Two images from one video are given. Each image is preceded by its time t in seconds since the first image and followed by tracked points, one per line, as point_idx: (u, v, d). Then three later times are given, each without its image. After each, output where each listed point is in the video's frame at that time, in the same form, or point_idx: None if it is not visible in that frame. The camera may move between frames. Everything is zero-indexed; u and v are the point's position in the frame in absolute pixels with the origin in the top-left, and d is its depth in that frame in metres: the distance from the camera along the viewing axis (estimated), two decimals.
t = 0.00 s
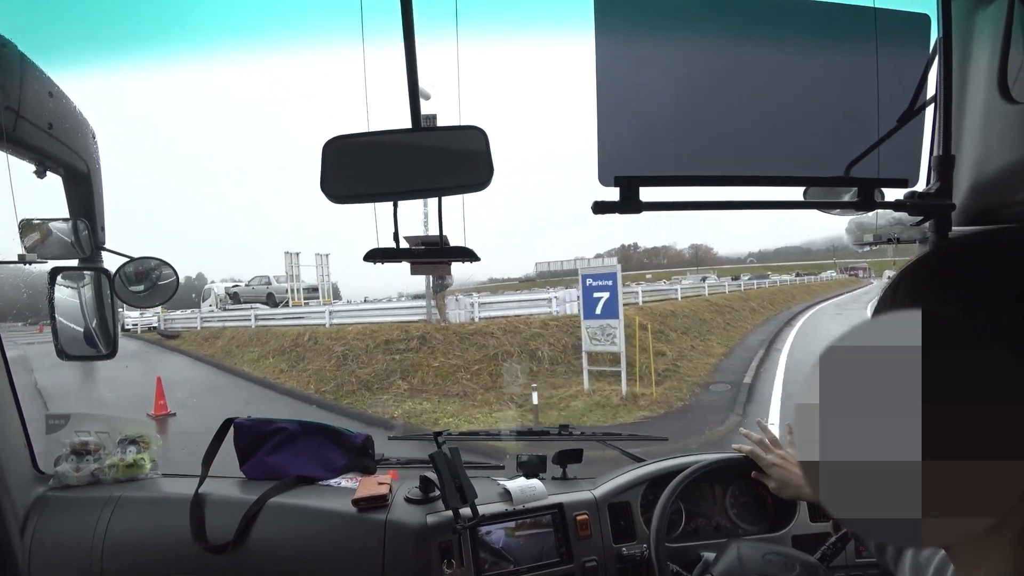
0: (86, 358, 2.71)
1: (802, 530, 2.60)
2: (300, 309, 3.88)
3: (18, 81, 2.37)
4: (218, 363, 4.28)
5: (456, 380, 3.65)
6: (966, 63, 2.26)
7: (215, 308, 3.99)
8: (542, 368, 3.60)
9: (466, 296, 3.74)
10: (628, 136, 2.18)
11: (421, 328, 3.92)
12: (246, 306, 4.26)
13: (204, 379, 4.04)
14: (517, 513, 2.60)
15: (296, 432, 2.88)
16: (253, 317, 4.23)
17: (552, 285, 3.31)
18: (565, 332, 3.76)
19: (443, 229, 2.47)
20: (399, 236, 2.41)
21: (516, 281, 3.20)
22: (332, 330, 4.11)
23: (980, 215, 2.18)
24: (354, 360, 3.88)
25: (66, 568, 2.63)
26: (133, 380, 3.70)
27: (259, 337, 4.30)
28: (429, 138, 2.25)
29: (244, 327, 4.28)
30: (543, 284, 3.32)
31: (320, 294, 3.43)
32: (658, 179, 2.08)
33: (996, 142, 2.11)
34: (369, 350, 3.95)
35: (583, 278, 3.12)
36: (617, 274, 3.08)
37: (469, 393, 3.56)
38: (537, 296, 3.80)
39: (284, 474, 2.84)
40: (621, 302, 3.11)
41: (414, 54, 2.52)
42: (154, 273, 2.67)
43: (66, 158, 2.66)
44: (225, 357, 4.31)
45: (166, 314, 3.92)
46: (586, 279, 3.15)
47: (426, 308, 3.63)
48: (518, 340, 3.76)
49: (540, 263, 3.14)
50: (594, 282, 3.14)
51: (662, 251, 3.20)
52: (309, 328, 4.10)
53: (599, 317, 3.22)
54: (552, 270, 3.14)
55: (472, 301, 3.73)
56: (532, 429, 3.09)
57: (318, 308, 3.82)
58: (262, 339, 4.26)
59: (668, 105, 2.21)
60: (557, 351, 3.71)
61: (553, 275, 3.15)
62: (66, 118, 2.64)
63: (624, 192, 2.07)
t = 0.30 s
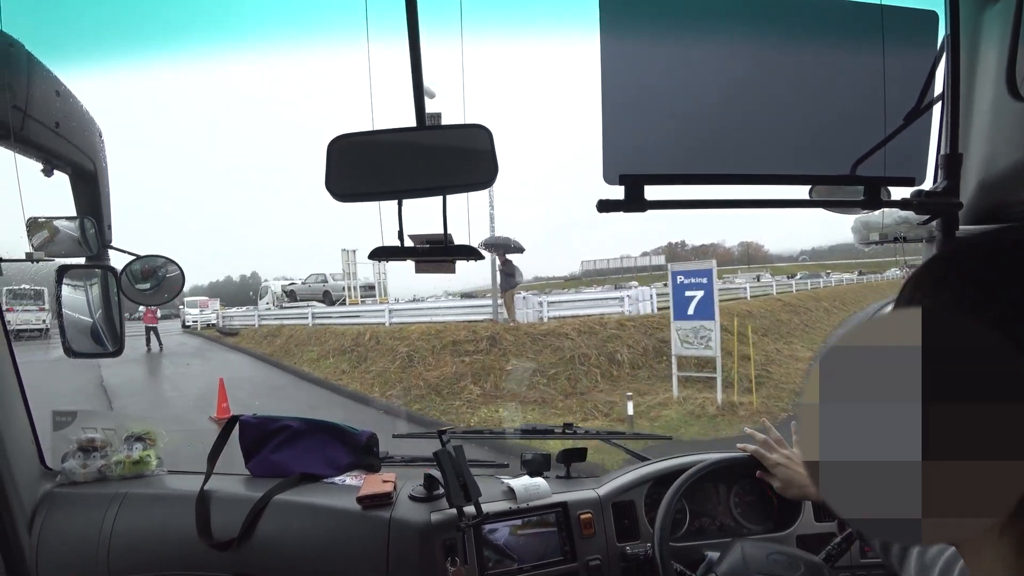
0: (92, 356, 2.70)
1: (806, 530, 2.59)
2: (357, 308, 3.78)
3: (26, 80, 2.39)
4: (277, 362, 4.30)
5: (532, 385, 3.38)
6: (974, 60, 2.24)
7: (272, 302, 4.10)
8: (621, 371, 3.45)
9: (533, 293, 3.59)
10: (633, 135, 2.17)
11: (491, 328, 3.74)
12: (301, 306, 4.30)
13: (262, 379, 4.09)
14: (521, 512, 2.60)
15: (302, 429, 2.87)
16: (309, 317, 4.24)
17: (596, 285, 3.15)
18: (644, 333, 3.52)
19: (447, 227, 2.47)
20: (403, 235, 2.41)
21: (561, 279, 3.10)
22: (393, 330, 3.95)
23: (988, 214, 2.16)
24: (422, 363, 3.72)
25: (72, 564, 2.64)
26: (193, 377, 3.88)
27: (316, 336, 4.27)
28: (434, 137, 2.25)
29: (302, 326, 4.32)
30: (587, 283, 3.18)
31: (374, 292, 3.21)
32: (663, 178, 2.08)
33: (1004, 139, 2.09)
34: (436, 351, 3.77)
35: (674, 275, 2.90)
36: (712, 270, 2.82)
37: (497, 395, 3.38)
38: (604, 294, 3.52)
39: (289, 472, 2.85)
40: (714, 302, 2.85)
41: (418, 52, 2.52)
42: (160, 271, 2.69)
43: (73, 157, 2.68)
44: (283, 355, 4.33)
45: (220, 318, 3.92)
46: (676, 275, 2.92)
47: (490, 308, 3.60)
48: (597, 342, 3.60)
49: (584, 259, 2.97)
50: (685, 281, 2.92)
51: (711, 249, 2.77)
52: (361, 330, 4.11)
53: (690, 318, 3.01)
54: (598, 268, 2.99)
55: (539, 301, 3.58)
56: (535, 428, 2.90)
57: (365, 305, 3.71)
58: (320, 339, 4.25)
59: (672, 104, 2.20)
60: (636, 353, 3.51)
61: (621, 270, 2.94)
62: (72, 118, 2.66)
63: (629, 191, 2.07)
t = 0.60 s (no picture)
0: (101, 356, 2.74)
1: (814, 530, 2.57)
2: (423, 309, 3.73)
3: (35, 84, 2.42)
4: (337, 362, 4.05)
5: (619, 392, 3.51)
6: (982, 57, 2.22)
7: (327, 302, 4.05)
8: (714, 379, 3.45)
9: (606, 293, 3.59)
10: (638, 135, 2.17)
11: (567, 330, 3.76)
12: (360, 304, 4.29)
13: (323, 379, 3.84)
14: (526, 513, 2.60)
15: (309, 430, 2.88)
16: (367, 316, 4.20)
17: (646, 284, 3.07)
18: (733, 335, 3.57)
19: (453, 227, 2.47)
20: (410, 236, 2.42)
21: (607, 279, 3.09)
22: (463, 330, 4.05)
23: (998, 212, 2.14)
24: (505, 370, 3.62)
25: (80, 564, 2.65)
26: (247, 382, 3.69)
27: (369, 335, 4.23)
28: (440, 138, 2.26)
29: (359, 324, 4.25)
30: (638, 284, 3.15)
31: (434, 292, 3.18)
32: (669, 177, 2.07)
33: (1013, 137, 2.07)
34: (507, 354, 3.76)
35: (783, 269, 2.90)
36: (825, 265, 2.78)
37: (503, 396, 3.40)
38: (683, 294, 3.61)
39: (295, 472, 2.86)
40: (827, 300, 2.81)
41: (423, 53, 2.52)
42: (168, 272, 2.70)
43: (82, 159, 2.70)
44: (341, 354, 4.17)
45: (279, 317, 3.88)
46: (786, 271, 2.93)
47: (562, 307, 3.58)
48: (683, 343, 3.55)
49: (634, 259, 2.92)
50: (794, 278, 2.90)
51: (762, 247, 2.81)
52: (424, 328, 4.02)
53: (798, 318, 2.95)
54: (644, 267, 2.91)
55: (614, 298, 3.60)
56: (542, 428, 2.96)
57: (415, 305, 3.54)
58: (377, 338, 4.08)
59: (676, 103, 2.19)
60: (728, 357, 3.52)
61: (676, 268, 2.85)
62: (81, 120, 2.69)
63: (635, 191, 2.06)
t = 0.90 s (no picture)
0: (109, 357, 2.75)
1: (822, 532, 2.55)
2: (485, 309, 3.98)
3: (45, 87, 2.45)
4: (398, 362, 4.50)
5: (719, 402, 3.22)
6: (992, 55, 2.20)
7: (379, 299, 4.07)
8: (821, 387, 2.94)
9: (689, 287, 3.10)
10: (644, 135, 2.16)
11: (654, 332, 3.45)
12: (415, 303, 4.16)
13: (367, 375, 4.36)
14: (533, 513, 2.60)
15: (316, 430, 2.89)
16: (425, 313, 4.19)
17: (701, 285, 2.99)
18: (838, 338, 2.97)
19: (460, 228, 2.48)
20: (417, 237, 2.42)
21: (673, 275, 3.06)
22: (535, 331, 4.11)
23: (1008, 212, 2.12)
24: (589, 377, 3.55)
25: (90, 563, 2.67)
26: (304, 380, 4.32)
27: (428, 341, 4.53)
28: (445, 139, 2.27)
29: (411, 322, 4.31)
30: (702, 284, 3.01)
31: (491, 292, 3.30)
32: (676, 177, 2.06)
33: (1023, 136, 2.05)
34: (590, 359, 3.64)
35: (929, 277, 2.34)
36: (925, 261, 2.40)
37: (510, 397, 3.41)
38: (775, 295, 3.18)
39: (303, 472, 2.88)
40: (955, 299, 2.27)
41: (430, 54, 2.53)
42: (176, 272, 2.71)
43: (91, 161, 2.73)
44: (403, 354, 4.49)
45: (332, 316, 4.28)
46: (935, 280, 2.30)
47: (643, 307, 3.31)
48: (784, 347, 3.19)
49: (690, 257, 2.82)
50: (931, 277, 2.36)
51: (819, 243, 2.74)
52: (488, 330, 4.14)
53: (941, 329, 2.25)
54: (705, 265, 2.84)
55: (698, 298, 3.14)
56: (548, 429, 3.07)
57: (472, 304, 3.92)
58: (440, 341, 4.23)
59: (682, 103, 2.18)
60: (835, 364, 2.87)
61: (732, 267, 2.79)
62: (91, 123, 2.72)
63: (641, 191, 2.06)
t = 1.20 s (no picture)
0: (122, 356, 2.79)
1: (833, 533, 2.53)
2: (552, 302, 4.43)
3: (59, 88, 2.49)
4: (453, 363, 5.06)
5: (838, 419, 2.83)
6: (1008, 51, 2.17)
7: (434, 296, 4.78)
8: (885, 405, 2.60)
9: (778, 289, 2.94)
10: (654, 134, 2.15)
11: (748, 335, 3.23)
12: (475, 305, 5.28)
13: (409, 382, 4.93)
14: (541, 513, 2.60)
15: (326, 428, 2.91)
16: (484, 315, 5.25)
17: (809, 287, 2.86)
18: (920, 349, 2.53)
19: (468, 228, 2.48)
20: (426, 237, 2.43)
21: (708, 275, 2.91)
22: (607, 334, 4.35)
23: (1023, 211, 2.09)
24: (680, 386, 3.42)
25: (102, 559, 2.70)
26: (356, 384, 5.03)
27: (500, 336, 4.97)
28: (454, 138, 2.27)
29: (476, 323, 5.26)
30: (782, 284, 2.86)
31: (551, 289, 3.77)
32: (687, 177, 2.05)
33: None
34: (677, 366, 3.51)
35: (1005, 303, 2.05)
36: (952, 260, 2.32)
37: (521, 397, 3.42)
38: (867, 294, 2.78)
39: (312, 471, 2.90)
40: None
41: (438, 54, 2.53)
42: (188, 273, 2.74)
43: (104, 163, 2.76)
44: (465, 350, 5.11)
45: (382, 316, 5.24)
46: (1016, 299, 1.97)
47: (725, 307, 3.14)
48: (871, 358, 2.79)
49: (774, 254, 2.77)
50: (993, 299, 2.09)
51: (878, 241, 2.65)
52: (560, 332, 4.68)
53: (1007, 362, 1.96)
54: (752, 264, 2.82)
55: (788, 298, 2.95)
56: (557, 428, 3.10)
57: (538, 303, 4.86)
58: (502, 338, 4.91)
59: (691, 102, 2.16)
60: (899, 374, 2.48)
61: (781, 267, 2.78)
62: (104, 124, 2.75)
63: (650, 191, 2.05)
